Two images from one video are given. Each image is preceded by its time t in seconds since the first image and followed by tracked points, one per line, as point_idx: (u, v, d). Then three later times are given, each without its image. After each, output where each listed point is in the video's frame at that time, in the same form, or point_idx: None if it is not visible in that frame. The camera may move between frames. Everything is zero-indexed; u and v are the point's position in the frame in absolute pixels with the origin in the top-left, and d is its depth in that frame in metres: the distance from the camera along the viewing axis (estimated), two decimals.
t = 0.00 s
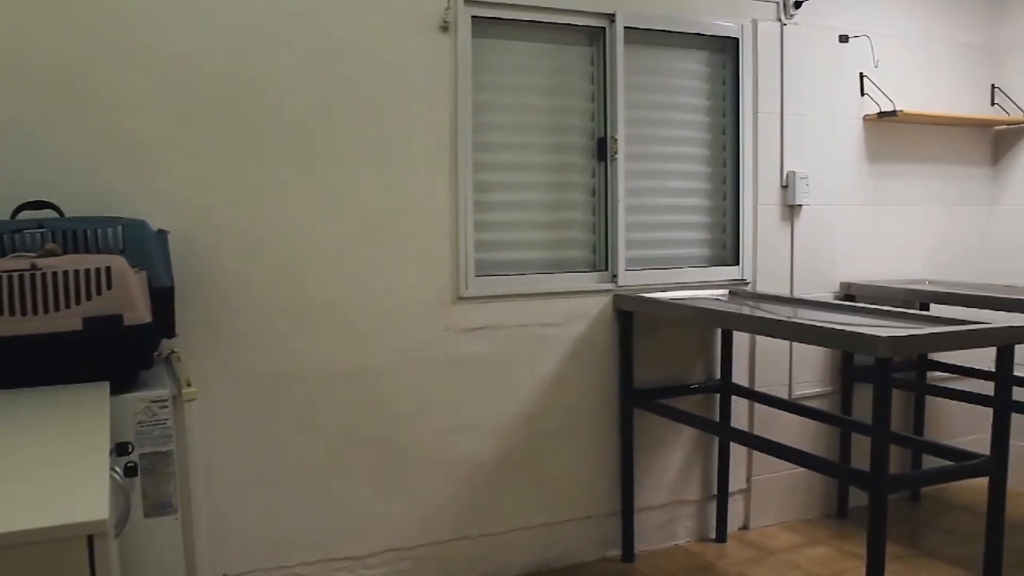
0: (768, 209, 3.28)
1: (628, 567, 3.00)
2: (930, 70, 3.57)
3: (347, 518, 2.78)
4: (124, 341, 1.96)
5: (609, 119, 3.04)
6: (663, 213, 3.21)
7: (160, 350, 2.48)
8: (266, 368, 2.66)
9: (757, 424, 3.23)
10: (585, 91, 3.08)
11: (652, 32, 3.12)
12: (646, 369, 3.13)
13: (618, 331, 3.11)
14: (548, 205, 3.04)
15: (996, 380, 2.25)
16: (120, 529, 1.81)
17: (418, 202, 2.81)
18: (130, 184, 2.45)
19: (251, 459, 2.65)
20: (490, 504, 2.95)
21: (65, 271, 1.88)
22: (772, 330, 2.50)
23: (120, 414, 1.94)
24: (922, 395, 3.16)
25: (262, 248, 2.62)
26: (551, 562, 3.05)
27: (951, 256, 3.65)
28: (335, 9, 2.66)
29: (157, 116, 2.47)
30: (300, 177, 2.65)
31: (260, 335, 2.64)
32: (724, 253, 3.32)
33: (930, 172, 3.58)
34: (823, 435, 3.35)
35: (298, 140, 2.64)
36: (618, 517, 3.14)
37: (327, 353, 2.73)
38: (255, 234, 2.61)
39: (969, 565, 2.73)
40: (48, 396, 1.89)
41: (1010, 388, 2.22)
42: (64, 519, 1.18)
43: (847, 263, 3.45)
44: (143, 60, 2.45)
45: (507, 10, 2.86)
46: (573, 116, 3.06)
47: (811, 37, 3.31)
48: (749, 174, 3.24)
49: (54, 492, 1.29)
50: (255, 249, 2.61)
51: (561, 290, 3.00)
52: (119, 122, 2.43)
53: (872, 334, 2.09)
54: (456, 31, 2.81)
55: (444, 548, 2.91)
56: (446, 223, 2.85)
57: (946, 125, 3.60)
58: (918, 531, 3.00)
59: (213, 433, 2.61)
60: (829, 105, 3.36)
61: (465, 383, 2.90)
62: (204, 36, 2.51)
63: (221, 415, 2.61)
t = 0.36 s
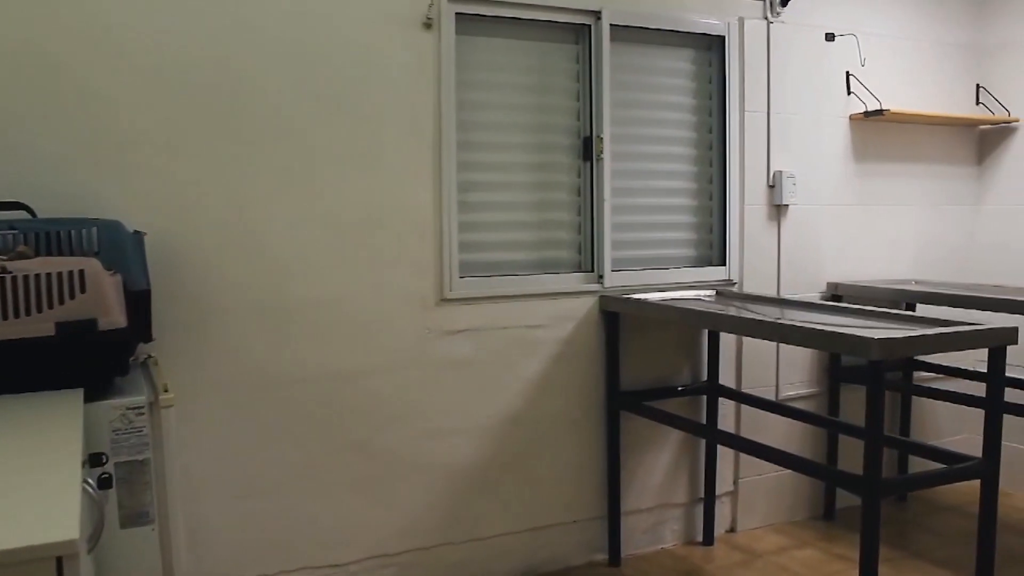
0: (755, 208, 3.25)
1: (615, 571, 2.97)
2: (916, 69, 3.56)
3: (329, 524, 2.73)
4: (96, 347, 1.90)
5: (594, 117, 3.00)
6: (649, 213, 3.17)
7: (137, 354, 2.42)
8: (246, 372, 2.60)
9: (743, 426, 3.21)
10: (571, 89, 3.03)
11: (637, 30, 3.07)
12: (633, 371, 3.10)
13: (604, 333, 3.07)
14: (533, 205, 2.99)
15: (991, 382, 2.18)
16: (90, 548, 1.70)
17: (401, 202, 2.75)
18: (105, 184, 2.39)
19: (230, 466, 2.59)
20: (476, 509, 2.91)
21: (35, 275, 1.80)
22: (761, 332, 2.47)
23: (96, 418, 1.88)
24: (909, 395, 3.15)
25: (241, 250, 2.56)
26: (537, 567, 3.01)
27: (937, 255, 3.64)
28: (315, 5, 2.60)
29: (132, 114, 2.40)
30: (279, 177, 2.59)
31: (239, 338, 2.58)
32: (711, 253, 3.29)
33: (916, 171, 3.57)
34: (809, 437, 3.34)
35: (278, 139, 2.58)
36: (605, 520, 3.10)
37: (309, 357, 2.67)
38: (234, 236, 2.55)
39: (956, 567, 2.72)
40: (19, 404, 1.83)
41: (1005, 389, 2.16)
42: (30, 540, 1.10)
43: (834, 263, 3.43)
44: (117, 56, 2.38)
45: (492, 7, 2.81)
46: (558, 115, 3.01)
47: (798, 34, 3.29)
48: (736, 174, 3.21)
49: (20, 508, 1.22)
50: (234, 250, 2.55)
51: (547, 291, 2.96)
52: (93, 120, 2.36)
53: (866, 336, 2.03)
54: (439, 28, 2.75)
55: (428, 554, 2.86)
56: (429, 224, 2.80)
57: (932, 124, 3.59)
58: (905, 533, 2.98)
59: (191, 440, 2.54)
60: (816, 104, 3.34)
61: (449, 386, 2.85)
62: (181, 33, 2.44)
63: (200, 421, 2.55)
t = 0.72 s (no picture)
0: (739, 208, 3.23)
1: None
2: (899, 68, 3.55)
3: (308, 531, 2.67)
4: (65, 353, 1.83)
5: (577, 116, 2.96)
6: (633, 213, 3.14)
7: (109, 359, 2.35)
8: (222, 377, 2.53)
9: (727, 428, 3.19)
10: (553, 87, 2.99)
11: (620, 27, 3.03)
12: (616, 372, 3.06)
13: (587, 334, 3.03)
14: (515, 204, 2.95)
15: (978, 383, 2.16)
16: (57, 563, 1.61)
17: (380, 202, 2.70)
18: (75, 183, 2.31)
19: (206, 473, 2.53)
20: (458, 514, 2.87)
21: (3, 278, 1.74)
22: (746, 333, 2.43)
23: (64, 427, 1.81)
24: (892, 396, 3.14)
25: (217, 251, 2.49)
26: (520, 572, 2.97)
27: (919, 255, 3.64)
28: None
29: (104, 111, 2.33)
30: (256, 176, 2.53)
31: (214, 342, 2.51)
32: (694, 253, 3.26)
33: (898, 170, 3.56)
34: (793, 438, 3.32)
35: (254, 137, 2.51)
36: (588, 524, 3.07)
37: (286, 360, 2.61)
38: (209, 237, 2.48)
39: (941, 568, 2.71)
40: None
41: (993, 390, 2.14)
42: None
43: (817, 263, 3.41)
44: (88, 52, 2.30)
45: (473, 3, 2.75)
46: (540, 113, 2.97)
47: (782, 32, 3.26)
48: (720, 173, 3.18)
49: None
50: (209, 251, 2.48)
51: (529, 292, 2.91)
52: (63, 117, 2.28)
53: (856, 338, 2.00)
54: (420, 24, 2.70)
55: (410, 560, 2.81)
56: (410, 224, 2.74)
57: (915, 124, 3.58)
58: (890, 534, 2.97)
59: (166, 446, 2.47)
60: (799, 102, 3.32)
61: (431, 389, 2.80)
62: (154, 27, 2.37)
63: (175, 427, 2.48)
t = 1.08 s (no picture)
0: (717, 209, 3.21)
1: None
2: (876, 68, 3.54)
3: (281, 540, 2.62)
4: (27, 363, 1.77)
5: (554, 116, 2.92)
6: (611, 214, 3.11)
7: (76, 366, 2.28)
8: (193, 384, 2.47)
9: (706, 431, 3.18)
10: (531, 87, 2.95)
11: (598, 26, 3.00)
12: (595, 376, 3.04)
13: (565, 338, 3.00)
14: (491, 206, 2.90)
15: (960, 385, 2.16)
16: None
17: (354, 204, 2.64)
18: (39, 186, 2.24)
19: (177, 481, 2.47)
20: (435, 521, 2.83)
21: None
22: (726, 336, 2.40)
23: (29, 439, 1.74)
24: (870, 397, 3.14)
25: (186, 255, 2.43)
26: None
27: (897, 255, 3.64)
28: None
29: (68, 111, 2.26)
30: (226, 178, 2.46)
31: (184, 348, 2.45)
32: (673, 255, 3.23)
33: (875, 171, 3.56)
34: (771, 439, 3.32)
35: (225, 138, 2.45)
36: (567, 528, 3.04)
37: (259, 367, 2.55)
38: (178, 240, 2.41)
39: (918, 569, 2.71)
40: None
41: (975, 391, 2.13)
42: None
43: (795, 264, 3.40)
44: (51, 49, 2.23)
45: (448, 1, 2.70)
46: (517, 113, 2.92)
47: (760, 32, 3.24)
48: (698, 174, 3.16)
49: None
50: (178, 255, 2.42)
51: (506, 295, 2.87)
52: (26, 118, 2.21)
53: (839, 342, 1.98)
54: (395, 23, 2.65)
55: (386, 568, 2.77)
56: (385, 227, 2.69)
57: (891, 124, 3.58)
58: (868, 535, 2.97)
59: (134, 455, 2.41)
60: (777, 103, 3.30)
61: (407, 394, 2.76)
62: (121, 25, 2.30)
63: (144, 435, 2.42)
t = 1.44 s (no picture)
0: (693, 210, 3.20)
1: None
2: (851, 70, 3.55)
3: (253, 550, 2.57)
4: None
5: (529, 117, 2.89)
6: (586, 216, 3.08)
7: (40, 374, 2.22)
8: (161, 391, 2.41)
9: (682, 435, 3.18)
10: (506, 88, 2.91)
11: (574, 26, 2.97)
12: (571, 379, 3.02)
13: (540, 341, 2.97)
14: (465, 208, 2.86)
15: (938, 388, 2.13)
16: None
17: (326, 207, 2.59)
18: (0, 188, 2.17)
19: (145, 490, 2.41)
20: (409, 527, 2.79)
21: None
22: (703, 340, 2.39)
23: None
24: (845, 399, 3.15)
25: (154, 259, 2.37)
26: None
27: (871, 257, 3.65)
28: None
29: (30, 111, 2.19)
30: (195, 180, 2.40)
31: (153, 355, 2.39)
32: (648, 256, 3.22)
33: (849, 173, 3.57)
34: (746, 442, 3.33)
35: (193, 139, 2.39)
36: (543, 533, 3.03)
37: (229, 373, 2.50)
38: (145, 244, 2.35)
39: (893, 570, 2.72)
40: None
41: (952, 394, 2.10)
42: None
43: (771, 266, 3.40)
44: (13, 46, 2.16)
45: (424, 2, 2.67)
46: (492, 113, 2.89)
47: (735, 33, 3.24)
48: (673, 175, 3.15)
49: None
50: (145, 259, 2.36)
51: (481, 298, 2.84)
52: None
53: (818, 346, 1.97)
54: (368, 22, 2.60)
55: None
56: (358, 230, 2.65)
57: (865, 125, 3.59)
58: (843, 537, 2.98)
59: (100, 464, 2.35)
60: (752, 104, 3.30)
61: (381, 399, 2.72)
62: (86, 22, 2.24)
63: (111, 444, 2.36)
